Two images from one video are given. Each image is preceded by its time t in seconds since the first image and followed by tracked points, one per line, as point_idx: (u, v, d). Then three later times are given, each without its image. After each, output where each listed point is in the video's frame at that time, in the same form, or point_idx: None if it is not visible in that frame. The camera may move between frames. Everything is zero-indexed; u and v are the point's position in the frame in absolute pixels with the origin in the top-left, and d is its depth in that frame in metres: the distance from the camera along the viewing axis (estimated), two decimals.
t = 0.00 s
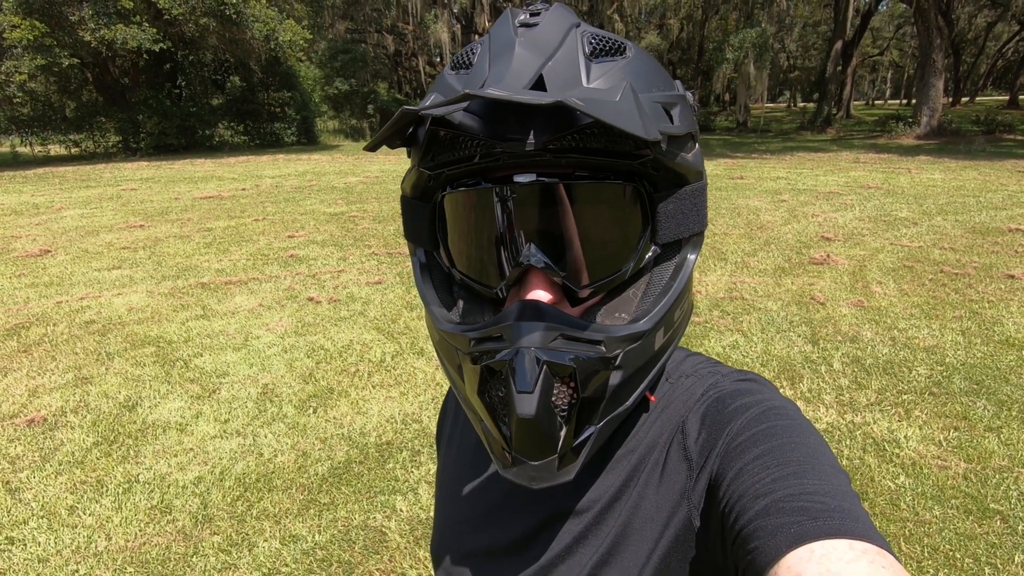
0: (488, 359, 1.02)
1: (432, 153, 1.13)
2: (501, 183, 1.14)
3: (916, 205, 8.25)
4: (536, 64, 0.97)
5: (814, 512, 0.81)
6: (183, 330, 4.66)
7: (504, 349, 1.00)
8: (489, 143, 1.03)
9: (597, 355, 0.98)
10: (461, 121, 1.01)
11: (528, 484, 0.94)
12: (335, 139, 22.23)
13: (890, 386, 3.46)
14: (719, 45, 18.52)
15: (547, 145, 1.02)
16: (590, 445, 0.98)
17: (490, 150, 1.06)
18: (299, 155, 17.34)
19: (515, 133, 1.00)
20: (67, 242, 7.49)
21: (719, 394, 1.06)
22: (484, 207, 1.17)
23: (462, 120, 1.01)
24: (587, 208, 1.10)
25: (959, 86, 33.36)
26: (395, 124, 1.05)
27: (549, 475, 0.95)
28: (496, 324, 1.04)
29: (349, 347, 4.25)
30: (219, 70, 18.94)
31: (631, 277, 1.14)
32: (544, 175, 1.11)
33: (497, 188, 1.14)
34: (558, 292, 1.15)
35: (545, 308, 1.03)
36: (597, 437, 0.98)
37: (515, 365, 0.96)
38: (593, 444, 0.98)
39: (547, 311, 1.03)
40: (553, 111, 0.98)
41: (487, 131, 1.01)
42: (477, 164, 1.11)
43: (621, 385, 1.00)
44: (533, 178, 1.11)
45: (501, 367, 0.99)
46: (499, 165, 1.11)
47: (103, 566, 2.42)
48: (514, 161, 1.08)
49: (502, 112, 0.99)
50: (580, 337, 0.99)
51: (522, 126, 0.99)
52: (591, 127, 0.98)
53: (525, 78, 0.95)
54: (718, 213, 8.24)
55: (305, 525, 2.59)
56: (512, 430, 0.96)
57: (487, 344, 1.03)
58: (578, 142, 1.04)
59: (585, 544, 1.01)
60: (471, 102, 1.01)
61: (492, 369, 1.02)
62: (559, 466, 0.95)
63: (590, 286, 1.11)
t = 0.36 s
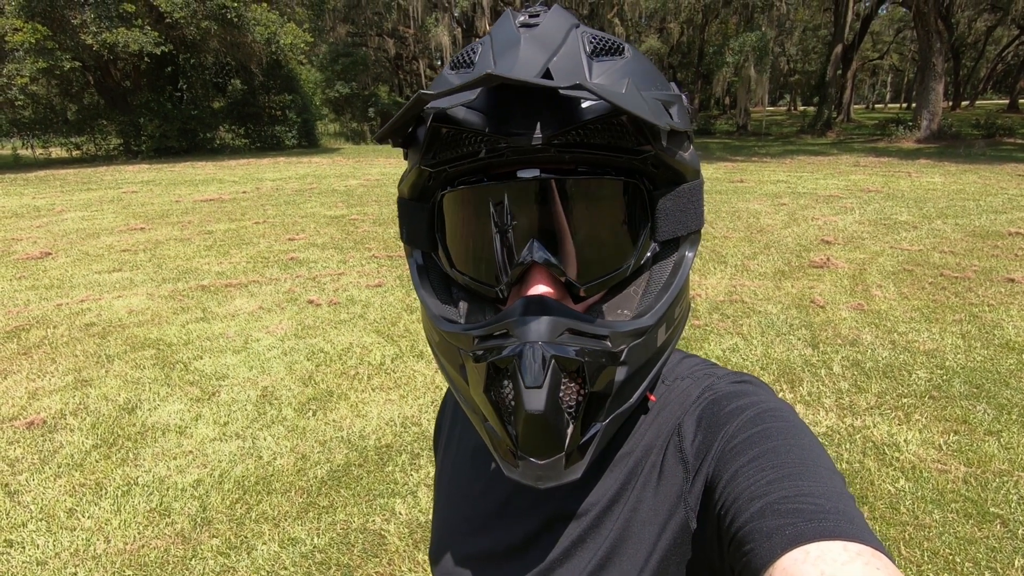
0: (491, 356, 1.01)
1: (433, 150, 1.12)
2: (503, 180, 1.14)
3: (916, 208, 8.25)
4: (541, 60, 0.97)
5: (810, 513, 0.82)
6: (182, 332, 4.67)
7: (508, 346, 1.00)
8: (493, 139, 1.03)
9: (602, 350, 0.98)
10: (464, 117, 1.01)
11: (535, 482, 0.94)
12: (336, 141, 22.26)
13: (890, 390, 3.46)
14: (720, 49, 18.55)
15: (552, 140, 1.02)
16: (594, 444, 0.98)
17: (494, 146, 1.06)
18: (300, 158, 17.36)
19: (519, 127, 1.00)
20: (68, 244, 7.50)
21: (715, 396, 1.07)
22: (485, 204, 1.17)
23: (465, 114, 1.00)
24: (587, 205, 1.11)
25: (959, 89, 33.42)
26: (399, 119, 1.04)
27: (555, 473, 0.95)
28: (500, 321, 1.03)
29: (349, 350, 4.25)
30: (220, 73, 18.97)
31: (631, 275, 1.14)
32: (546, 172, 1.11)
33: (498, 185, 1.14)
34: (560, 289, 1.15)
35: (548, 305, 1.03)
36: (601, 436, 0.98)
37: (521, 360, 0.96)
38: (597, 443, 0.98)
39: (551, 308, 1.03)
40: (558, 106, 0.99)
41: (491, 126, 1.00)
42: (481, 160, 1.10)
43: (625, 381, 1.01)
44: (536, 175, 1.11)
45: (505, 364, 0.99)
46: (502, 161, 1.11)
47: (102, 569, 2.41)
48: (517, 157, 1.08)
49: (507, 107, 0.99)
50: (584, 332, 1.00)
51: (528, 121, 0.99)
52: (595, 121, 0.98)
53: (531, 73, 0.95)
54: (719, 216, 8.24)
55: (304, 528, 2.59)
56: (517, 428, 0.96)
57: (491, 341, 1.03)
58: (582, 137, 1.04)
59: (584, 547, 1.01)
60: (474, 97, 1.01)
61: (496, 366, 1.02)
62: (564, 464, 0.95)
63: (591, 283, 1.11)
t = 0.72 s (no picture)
0: (496, 368, 1.01)
1: (436, 161, 1.12)
2: (507, 191, 1.14)
3: (916, 211, 8.25)
4: (545, 72, 0.97)
5: (816, 518, 0.81)
6: (183, 335, 4.66)
7: (513, 358, 0.99)
8: (496, 151, 1.03)
9: (607, 361, 0.98)
10: (468, 129, 1.01)
11: (540, 493, 0.94)
12: (337, 144, 22.33)
13: (891, 393, 3.45)
14: (720, 52, 18.59)
15: (556, 153, 1.02)
16: (598, 453, 0.97)
17: (498, 159, 1.06)
18: (301, 161, 17.37)
19: (523, 140, 1.00)
20: (68, 247, 7.50)
21: (718, 401, 1.06)
22: (487, 214, 1.17)
23: (469, 128, 1.01)
24: (590, 214, 1.11)
25: (959, 93, 33.48)
26: (403, 133, 1.04)
27: (559, 483, 0.94)
28: (504, 333, 1.03)
29: (349, 353, 4.25)
30: (221, 77, 19.03)
31: (636, 284, 1.14)
32: (550, 183, 1.11)
33: (502, 195, 1.14)
34: (565, 299, 1.15)
35: (553, 316, 1.03)
36: (606, 445, 0.98)
37: (525, 373, 0.96)
38: (602, 451, 0.98)
39: (555, 319, 1.03)
40: (563, 119, 0.99)
41: (495, 139, 1.00)
42: (485, 171, 1.10)
43: (629, 391, 1.01)
44: (540, 186, 1.11)
45: (510, 376, 0.99)
46: (506, 173, 1.11)
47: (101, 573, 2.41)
48: (521, 169, 1.08)
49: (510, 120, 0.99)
50: (588, 344, 0.99)
51: (531, 135, 0.99)
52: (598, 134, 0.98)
53: (536, 85, 0.95)
54: (719, 219, 8.25)
55: (304, 532, 2.58)
56: (522, 439, 0.96)
57: (495, 353, 1.02)
58: (585, 149, 1.04)
59: (587, 551, 1.01)
60: (478, 111, 1.01)
61: (500, 378, 1.02)
62: (569, 474, 0.94)
63: (594, 293, 1.12)
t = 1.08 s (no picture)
0: (498, 360, 1.01)
1: (441, 154, 1.12)
2: (511, 184, 1.14)
3: (915, 212, 8.26)
4: (551, 64, 0.97)
5: (818, 516, 0.81)
6: (182, 336, 4.66)
7: (515, 349, 1.00)
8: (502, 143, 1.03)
9: (610, 354, 0.98)
10: (473, 121, 1.01)
11: (541, 486, 0.94)
12: (336, 146, 22.36)
13: (891, 393, 3.45)
14: (719, 53, 18.60)
15: (560, 145, 1.02)
16: (600, 448, 0.97)
17: (503, 150, 1.06)
18: (300, 162, 17.36)
19: (527, 133, 1.00)
20: (67, 249, 7.49)
21: (719, 399, 1.06)
22: (492, 208, 1.17)
23: (473, 119, 1.01)
24: (594, 209, 1.11)
25: (957, 94, 33.56)
26: (408, 125, 1.04)
27: (560, 478, 0.94)
28: (507, 325, 1.03)
29: (348, 354, 4.25)
30: (220, 78, 19.03)
31: (639, 279, 1.14)
32: (554, 175, 1.11)
33: (506, 188, 1.14)
34: (567, 294, 1.15)
35: (557, 309, 1.03)
36: (608, 440, 0.98)
37: (527, 365, 0.96)
38: (603, 445, 0.98)
39: (558, 312, 1.03)
40: (568, 110, 0.99)
41: (500, 130, 1.01)
42: (490, 164, 1.10)
43: (631, 386, 1.01)
44: (544, 179, 1.11)
45: (512, 368, 0.99)
46: (510, 165, 1.11)
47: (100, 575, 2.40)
48: (525, 161, 1.08)
49: (515, 111, 0.99)
50: (591, 337, 0.99)
51: (536, 127, 0.99)
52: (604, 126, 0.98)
53: (541, 76, 0.95)
54: (718, 221, 8.25)
55: (303, 533, 2.58)
56: (523, 433, 0.95)
57: (497, 345, 1.03)
58: (589, 142, 1.04)
59: (589, 549, 1.01)
60: (483, 102, 1.01)
61: (502, 370, 1.01)
62: (570, 469, 0.94)
63: (598, 287, 1.12)
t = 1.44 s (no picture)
0: (498, 348, 1.01)
1: (443, 144, 1.12)
2: (513, 174, 1.15)
3: (912, 213, 8.29)
4: (553, 55, 0.98)
5: (816, 510, 0.82)
6: (180, 339, 4.65)
7: (516, 337, 1.00)
8: (504, 132, 1.04)
9: (610, 344, 0.98)
10: (475, 111, 1.01)
11: (540, 476, 0.94)
12: (334, 148, 22.39)
13: (889, 393, 3.46)
14: (717, 55, 18.66)
15: (563, 134, 1.03)
16: (599, 438, 0.98)
17: (505, 139, 1.06)
18: (298, 165, 17.35)
19: (530, 122, 1.01)
20: (65, 252, 7.48)
21: (719, 393, 1.07)
22: (495, 201, 1.18)
23: (478, 109, 1.02)
24: (596, 201, 1.12)
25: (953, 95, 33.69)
26: (410, 113, 1.05)
27: (560, 466, 0.95)
28: (506, 314, 1.04)
29: (347, 355, 4.25)
30: (218, 81, 19.03)
31: (638, 272, 1.15)
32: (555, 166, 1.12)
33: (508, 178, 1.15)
34: (567, 284, 1.15)
35: (557, 298, 1.03)
36: (606, 430, 0.98)
37: (528, 353, 0.96)
38: (602, 435, 0.98)
39: (559, 301, 1.03)
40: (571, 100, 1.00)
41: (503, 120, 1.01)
42: (493, 153, 1.10)
43: (631, 376, 1.01)
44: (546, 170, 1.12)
45: (512, 356, 0.99)
46: (512, 155, 1.11)
47: None
48: (527, 151, 1.09)
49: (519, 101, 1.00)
50: (589, 326, 1.00)
51: (539, 116, 1.00)
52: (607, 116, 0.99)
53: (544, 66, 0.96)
54: (716, 222, 8.26)
55: (301, 534, 2.57)
56: (522, 422, 0.96)
57: (497, 334, 1.03)
58: (591, 133, 1.05)
59: (587, 544, 1.01)
60: (486, 92, 1.02)
61: (502, 359, 1.01)
62: (569, 457, 0.95)
63: (599, 279, 1.12)
